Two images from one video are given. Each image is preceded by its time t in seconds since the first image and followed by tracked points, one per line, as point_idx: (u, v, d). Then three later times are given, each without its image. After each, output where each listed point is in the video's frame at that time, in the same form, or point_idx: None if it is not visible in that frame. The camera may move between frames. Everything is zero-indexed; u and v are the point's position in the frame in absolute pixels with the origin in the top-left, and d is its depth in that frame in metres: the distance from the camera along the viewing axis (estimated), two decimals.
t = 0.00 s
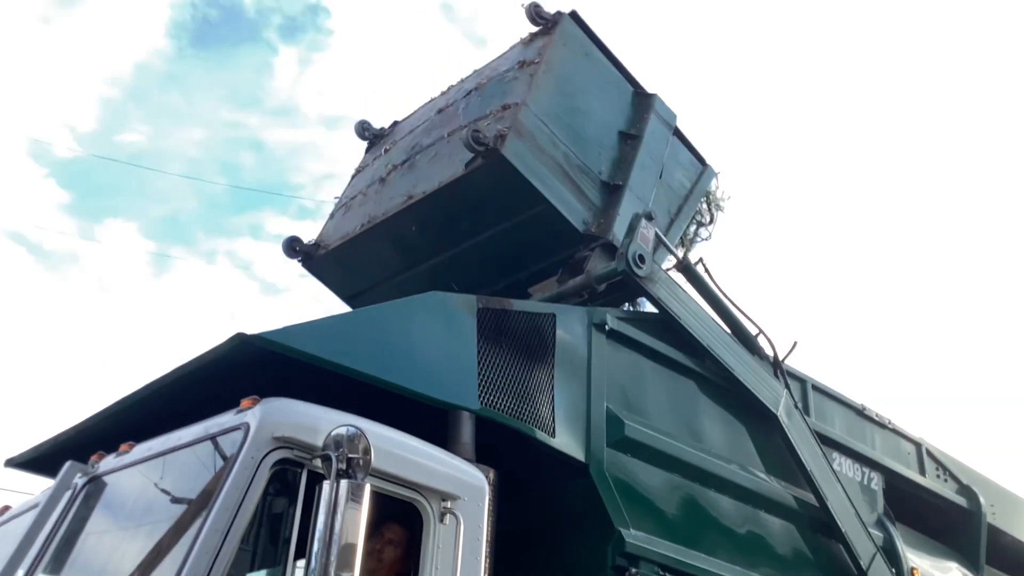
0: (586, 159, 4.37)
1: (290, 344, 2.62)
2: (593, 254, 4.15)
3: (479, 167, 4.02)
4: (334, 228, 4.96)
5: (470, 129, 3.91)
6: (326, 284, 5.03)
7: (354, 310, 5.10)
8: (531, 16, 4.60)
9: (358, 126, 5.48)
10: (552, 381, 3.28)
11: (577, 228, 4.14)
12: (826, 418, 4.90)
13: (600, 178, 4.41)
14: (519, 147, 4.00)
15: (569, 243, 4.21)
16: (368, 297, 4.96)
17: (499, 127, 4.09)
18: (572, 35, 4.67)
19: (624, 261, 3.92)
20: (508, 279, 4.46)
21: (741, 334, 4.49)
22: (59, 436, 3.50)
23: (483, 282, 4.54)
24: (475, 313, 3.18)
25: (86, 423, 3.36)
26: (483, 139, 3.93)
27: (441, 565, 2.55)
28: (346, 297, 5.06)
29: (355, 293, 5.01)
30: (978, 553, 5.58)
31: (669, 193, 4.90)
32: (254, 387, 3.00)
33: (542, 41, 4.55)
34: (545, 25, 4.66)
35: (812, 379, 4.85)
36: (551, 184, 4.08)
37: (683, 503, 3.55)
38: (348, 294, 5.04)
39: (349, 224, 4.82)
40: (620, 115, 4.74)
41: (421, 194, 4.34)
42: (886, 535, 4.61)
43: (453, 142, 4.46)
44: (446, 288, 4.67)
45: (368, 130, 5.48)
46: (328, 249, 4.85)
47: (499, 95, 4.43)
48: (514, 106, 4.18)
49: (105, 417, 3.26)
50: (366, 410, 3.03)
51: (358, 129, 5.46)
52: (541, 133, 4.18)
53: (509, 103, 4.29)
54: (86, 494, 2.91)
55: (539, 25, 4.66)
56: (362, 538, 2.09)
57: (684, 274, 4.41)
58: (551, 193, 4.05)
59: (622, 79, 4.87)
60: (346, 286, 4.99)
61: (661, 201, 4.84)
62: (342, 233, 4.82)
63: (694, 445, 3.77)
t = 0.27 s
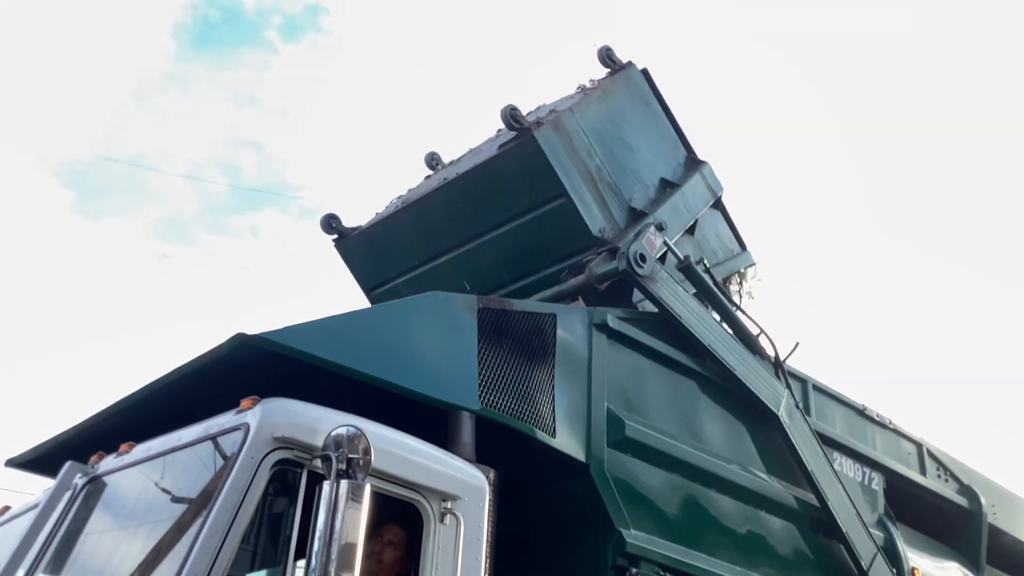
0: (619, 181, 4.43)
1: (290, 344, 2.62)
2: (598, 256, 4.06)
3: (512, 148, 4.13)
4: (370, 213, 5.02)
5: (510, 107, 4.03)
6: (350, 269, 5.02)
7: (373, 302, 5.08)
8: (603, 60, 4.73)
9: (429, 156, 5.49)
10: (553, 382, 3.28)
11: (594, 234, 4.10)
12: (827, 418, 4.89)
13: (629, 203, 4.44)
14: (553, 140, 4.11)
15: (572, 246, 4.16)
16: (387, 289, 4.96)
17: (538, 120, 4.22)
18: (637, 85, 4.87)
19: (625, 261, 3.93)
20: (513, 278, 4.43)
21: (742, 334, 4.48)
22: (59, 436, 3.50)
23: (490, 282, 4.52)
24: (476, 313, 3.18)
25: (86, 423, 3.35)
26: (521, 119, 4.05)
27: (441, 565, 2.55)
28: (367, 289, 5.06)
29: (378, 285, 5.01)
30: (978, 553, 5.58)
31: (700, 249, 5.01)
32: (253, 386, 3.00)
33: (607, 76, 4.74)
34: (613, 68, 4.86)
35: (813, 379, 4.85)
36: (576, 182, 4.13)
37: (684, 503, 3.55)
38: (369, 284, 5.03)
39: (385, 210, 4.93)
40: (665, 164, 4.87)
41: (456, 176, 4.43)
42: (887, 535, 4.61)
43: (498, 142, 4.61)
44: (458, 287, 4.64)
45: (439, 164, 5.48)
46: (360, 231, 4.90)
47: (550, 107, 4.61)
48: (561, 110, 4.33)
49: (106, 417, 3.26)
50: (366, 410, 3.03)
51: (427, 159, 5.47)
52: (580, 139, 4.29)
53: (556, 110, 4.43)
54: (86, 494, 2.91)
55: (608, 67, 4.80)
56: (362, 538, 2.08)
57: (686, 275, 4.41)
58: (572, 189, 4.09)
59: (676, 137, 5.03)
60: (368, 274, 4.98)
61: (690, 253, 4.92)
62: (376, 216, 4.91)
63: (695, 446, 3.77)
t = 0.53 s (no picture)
0: (613, 177, 4.43)
1: (291, 344, 2.62)
2: (599, 256, 4.05)
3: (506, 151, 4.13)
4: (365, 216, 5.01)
5: (503, 111, 4.02)
6: (345, 273, 5.02)
7: (369, 306, 5.09)
8: (592, 49, 4.72)
9: (417, 148, 5.50)
10: (553, 382, 3.28)
11: (592, 235, 4.11)
12: (827, 418, 4.89)
13: (623, 198, 4.44)
14: (547, 141, 4.10)
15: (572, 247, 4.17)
16: (384, 291, 4.96)
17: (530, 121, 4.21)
18: (627, 74, 4.86)
19: (626, 260, 3.92)
20: (512, 280, 4.43)
21: (742, 334, 4.48)
22: (60, 436, 3.50)
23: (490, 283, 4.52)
24: (477, 314, 3.18)
25: (87, 423, 3.35)
26: (514, 123, 4.04)
27: (441, 565, 2.55)
28: (363, 291, 5.07)
29: (374, 287, 5.01)
30: (979, 553, 5.57)
31: (696, 238, 5.05)
32: (254, 387, 3.00)
33: (596, 68, 4.72)
34: (601, 58, 4.84)
35: (813, 379, 4.84)
36: (571, 182, 4.12)
37: (685, 504, 3.54)
38: (365, 288, 5.04)
39: (379, 213, 4.93)
40: (658, 154, 4.87)
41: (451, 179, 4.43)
42: (888, 535, 4.61)
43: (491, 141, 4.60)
44: (456, 288, 4.64)
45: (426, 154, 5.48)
46: (353, 235, 4.90)
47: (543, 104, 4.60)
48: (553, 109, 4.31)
49: (107, 417, 3.26)
50: (367, 410, 3.03)
51: (415, 151, 5.48)
52: (573, 137, 4.28)
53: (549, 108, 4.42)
54: (87, 494, 2.90)
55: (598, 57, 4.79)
56: (363, 538, 2.08)
57: (686, 275, 4.41)
58: (569, 190, 4.09)
59: (667, 125, 5.02)
60: (364, 278, 4.99)
61: (687, 246, 4.98)
62: (370, 220, 4.91)
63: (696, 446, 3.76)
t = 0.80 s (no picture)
0: (612, 177, 4.43)
1: (290, 344, 2.62)
2: (598, 257, 4.05)
3: (505, 153, 4.12)
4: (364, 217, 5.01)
5: (502, 113, 3.99)
6: (345, 274, 5.02)
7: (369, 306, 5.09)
8: (589, 50, 4.73)
9: (412, 148, 5.49)
10: (553, 382, 3.28)
11: (591, 235, 4.10)
12: (827, 417, 4.89)
13: (622, 199, 4.44)
14: (546, 142, 4.10)
15: (572, 248, 4.17)
16: (383, 292, 4.96)
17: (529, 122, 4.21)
18: (625, 74, 4.86)
19: (625, 261, 3.93)
20: (513, 281, 4.43)
21: (742, 334, 4.48)
22: (61, 436, 3.50)
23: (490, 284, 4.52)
24: (477, 314, 3.18)
25: (86, 424, 3.35)
26: (513, 125, 4.02)
27: (442, 565, 2.55)
28: (363, 292, 5.07)
29: (374, 288, 5.02)
30: (980, 553, 5.57)
31: (696, 239, 5.04)
32: (254, 387, 3.00)
33: (594, 69, 4.73)
34: (599, 58, 4.84)
35: (813, 379, 4.84)
36: (570, 183, 4.12)
37: (685, 504, 3.55)
38: (365, 288, 5.04)
39: (378, 214, 4.93)
40: (656, 154, 4.87)
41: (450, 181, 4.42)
42: (888, 535, 4.61)
43: (490, 142, 4.60)
44: (456, 288, 4.64)
45: (422, 153, 5.49)
46: (352, 236, 4.89)
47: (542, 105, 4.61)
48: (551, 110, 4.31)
49: (107, 417, 3.26)
50: (367, 410, 3.03)
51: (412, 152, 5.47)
52: (572, 137, 4.28)
53: (548, 109, 4.42)
54: (88, 494, 2.90)
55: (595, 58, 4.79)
56: (364, 538, 2.08)
57: (686, 276, 4.41)
58: (568, 191, 4.08)
59: (665, 125, 5.02)
60: (364, 278, 4.99)
61: (687, 245, 4.96)
62: (369, 221, 4.91)
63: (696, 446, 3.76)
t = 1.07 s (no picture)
0: (620, 182, 4.43)
1: (290, 343, 2.63)
2: (599, 256, 4.04)
3: (515, 147, 4.13)
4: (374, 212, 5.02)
5: (517, 105, 4.03)
6: (352, 268, 5.03)
7: (375, 302, 5.09)
8: (609, 62, 4.73)
9: (433, 156, 5.48)
10: (553, 382, 3.28)
11: (595, 235, 4.09)
12: (828, 418, 4.88)
13: (630, 204, 4.44)
14: (556, 139, 4.11)
15: (573, 248, 4.16)
16: (389, 288, 4.96)
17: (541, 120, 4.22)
18: (642, 87, 4.87)
19: (626, 261, 3.94)
20: (516, 279, 4.43)
21: (743, 334, 4.48)
22: (61, 436, 3.50)
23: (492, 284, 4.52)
24: (477, 314, 3.18)
25: (87, 423, 3.36)
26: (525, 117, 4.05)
27: (442, 565, 2.55)
28: (370, 287, 5.07)
29: (381, 283, 5.02)
30: (980, 553, 5.57)
31: (702, 251, 5.05)
32: (256, 386, 3.00)
33: (611, 79, 4.74)
34: (619, 70, 4.85)
35: (814, 380, 4.84)
36: (578, 182, 4.12)
37: (686, 504, 3.54)
38: (371, 284, 5.05)
39: (388, 209, 4.94)
40: (668, 167, 4.87)
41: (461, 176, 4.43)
42: (889, 535, 4.61)
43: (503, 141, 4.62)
44: (459, 288, 4.64)
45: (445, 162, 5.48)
46: (362, 229, 4.90)
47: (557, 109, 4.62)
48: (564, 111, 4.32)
49: (108, 417, 3.26)
50: (367, 410, 3.03)
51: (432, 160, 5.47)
52: (583, 139, 4.29)
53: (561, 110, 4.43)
54: (88, 494, 2.91)
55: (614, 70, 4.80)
56: (365, 538, 2.08)
57: (687, 275, 4.40)
58: (574, 189, 4.08)
59: (680, 141, 5.03)
60: (371, 273, 5.00)
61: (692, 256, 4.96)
62: (379, 214, 4.92)
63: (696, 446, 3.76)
